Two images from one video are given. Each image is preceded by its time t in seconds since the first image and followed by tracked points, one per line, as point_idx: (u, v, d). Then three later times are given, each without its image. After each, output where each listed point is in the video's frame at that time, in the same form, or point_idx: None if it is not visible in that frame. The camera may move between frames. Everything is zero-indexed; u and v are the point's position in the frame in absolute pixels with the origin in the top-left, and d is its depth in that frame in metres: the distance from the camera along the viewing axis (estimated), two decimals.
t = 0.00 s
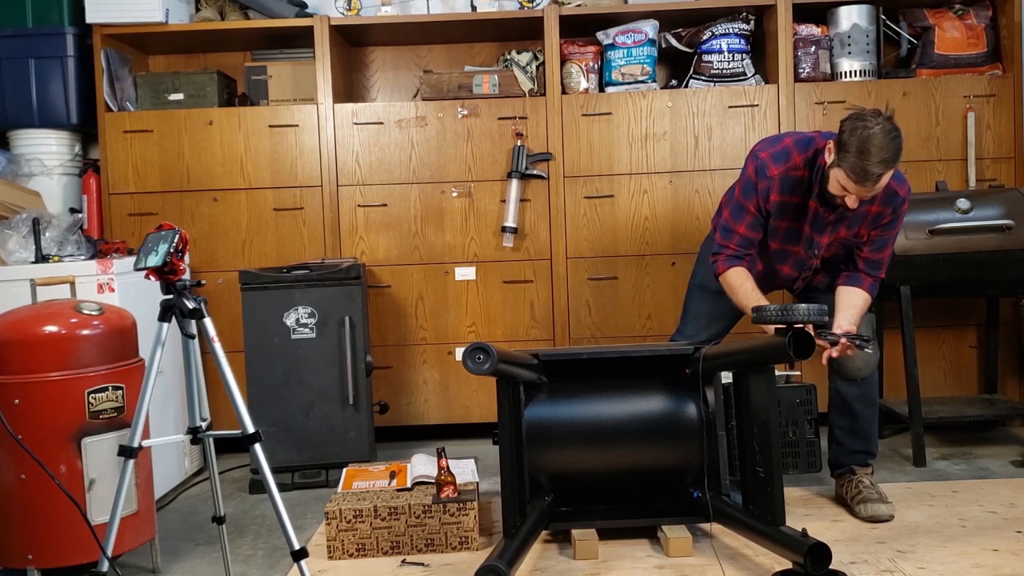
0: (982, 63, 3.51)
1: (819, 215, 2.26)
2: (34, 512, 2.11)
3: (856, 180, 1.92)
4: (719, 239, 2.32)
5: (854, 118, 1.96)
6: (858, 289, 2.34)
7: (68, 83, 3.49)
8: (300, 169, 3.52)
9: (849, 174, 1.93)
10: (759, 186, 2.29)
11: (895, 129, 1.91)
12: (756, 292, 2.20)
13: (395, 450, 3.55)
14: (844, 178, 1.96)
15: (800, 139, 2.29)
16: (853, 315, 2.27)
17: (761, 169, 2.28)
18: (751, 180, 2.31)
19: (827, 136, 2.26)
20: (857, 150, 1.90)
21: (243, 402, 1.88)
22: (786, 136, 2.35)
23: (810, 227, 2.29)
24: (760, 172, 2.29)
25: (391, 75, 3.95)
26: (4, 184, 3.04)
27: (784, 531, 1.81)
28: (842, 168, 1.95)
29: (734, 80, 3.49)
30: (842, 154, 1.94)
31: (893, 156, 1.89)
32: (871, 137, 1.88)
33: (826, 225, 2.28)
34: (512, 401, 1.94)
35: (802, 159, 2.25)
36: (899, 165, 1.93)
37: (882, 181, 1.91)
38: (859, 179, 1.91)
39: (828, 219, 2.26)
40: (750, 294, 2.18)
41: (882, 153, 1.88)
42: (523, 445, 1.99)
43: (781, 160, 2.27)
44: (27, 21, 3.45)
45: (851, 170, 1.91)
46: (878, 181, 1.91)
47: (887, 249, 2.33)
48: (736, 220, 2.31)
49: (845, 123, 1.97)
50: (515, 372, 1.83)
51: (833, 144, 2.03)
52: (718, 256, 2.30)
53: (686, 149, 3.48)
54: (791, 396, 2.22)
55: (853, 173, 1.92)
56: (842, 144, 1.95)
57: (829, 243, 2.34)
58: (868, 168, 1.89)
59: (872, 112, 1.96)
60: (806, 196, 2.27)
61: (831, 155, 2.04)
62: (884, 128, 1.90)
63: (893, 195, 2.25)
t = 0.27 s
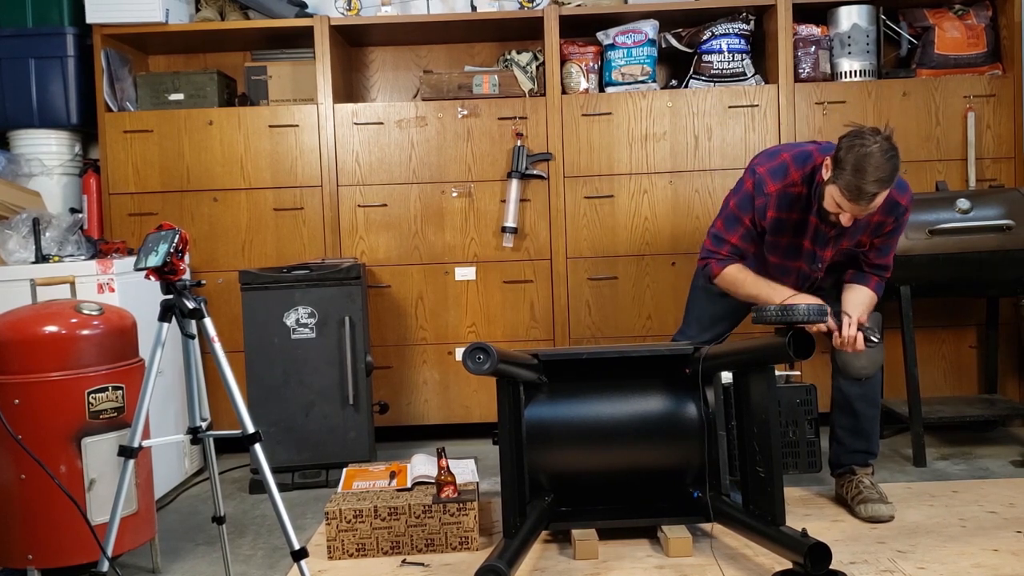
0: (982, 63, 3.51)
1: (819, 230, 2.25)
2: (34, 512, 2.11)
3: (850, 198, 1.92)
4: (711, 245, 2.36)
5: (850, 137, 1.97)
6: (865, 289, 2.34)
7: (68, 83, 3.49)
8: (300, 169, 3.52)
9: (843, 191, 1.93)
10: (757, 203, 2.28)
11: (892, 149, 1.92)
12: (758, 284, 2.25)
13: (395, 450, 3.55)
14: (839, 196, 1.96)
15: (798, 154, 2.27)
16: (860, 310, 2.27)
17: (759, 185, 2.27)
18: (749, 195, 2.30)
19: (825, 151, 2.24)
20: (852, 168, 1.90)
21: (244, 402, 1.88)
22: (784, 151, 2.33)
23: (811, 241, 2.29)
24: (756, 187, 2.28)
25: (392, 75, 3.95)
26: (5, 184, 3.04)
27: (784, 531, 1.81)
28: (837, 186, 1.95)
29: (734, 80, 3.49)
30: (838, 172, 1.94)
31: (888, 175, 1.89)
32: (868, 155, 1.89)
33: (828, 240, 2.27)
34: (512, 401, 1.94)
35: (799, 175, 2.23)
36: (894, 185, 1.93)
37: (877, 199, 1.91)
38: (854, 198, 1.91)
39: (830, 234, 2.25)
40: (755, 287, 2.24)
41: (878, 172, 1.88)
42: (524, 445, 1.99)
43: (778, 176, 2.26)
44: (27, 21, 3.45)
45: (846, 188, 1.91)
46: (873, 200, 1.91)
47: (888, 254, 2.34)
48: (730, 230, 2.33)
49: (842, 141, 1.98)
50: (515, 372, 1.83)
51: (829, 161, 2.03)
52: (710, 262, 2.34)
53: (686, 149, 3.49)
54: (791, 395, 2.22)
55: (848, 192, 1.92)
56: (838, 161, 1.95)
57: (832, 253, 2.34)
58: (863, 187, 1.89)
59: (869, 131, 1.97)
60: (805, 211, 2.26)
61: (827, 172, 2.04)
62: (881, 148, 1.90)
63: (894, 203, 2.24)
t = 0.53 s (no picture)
0: (982, 63, 3.51)
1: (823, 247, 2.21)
2: (34, 512, 2.11)
3: (849, 222, 1.90)
4: (714, 258, 2.38)
5: (848, 158, 1.94)
6: (870, 288, 2.34)
7: (68, 83, 3.49)
8: (300, 169, 3.52)
9: (842, 214, 1.91)
10: (757, 224, 2.24)
11: (890, 170, 1.90)
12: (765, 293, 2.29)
13: (395, 450, 3.55)
14: (837, 218, 1.94)
15: (796, 170, 2.21)
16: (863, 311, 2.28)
17: (757, 206, 2.23)
18: (748, 214, 2.26)
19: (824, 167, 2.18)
20: (851, 192, 1.88)
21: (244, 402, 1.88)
22: (783, 165, 2.27)
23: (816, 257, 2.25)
24: (755, 209, 2.24)
25: (392, 75, 3.95)
26: (4, 184, 3.04)
27: (784, 531, 1.81)
28: (836, 209, 1.92)
29: (734, 80, 3.49)
30: (836, 194, 1.92)
31: (888, 197, 1.87)
32: (866, 179, 1.87)
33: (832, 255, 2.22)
34: (512, 401, 1.94)
35: (798, 195, 2.18)
36: (892, 207, 1.91)
37: (876, 221, 1.89)
38: (854, 222, 1.89)
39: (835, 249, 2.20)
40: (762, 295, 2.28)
41: (877, 196, 1.86)
42: (524, 445, 1.99)
43: (776, 197, 2.20)
44: (27, 21, 3.45)
45: (845, 212, 1.89)
46: (871, 223, 1.90)
47: (892, 258, 2.33)
48: (731, 248, 2.32)
49: (840, 163, 1.95)
50: (515, 372, 1.83)
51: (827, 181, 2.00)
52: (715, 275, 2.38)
53: (686, 149, 3.49)
54: (791, 395, 2.22)
55: (846, 215, 1.90)
56: (836, 184, 1.92)
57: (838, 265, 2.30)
58: (863, 212, 1.87)
59: (867, 152, 1.95)
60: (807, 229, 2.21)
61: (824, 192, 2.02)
62: (880, 170, 1.88)
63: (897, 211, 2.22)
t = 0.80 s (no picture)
0: (982, 63, 3.51)
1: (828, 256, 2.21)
2: (34, 511, 2.11)
3: (856, 240, 1.91)
4: (713, 265, 2.33)
5: (855, 175, 1.94)
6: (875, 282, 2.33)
7: (68, 83, 3.49)
8: (300, 169, 3.52)
9: (848, 232, 1.92)
10: (761, 235, 2.23)
11: (896, 187, 1.91)
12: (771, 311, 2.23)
13: (395, 450, 3.55)
14: (843, 234, 1.94)
15: (800, 180, 2.21)
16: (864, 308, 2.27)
17: (762, 216, 2.22)
18: (752, 224, 2.25)
19: (829, 177, 2.18)
20: (857, 210, 1.88)
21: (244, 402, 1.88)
22: (787, 175, 2.27)
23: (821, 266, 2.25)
24: (759, 219, 2.23)
25: (391, 75, 3.95)
26: (4, 184, 3.04)
27: (784, 531, 1.81)
28: (842, 226, 1.92)
29: (734, 80, 3.50)
30: (842, 212, 1.92)
31: (895, 215, 1.88)
32: (872, 196, 1.87)
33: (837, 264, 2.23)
34: (512, 401, 1.94)
35: (803, 206, 2.18)
36: (899, 224, 1.92)
37: (883, 239, 1.89)
38: (861, 239, 1.90)
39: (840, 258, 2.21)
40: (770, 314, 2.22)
41: (883, 214, 1.87)
42: (524, 445, 1.99)
43: (781, 206, 2.20)
44: (27, 21, 3.45)
45: (851, 230, 1.90)
46: (878, 241, 1.90)
47: (898, 260, 2.33)
48: (731, 256, 2.29)
49: (845, 180, 1.96)
50: (515, 372, 1.83)
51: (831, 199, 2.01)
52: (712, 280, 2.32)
53: (686, 149, 3.48)
54: (791, 395, 2.22)
55: (853, 233, 1.90)
56: (843, 201, 1.93)
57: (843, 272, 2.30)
58: (870, 230, 1.88)
59: (872, 169, 1.95)
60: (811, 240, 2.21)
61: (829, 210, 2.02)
62: (886, 188, 1.89)
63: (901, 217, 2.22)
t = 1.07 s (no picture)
0: (982, 64, 3.51)
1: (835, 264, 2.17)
2: (34, 512, 2.11)
3: (867, 256, 1.90)
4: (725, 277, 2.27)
5: (865, 189, 1.92)
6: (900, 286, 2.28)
7: (68, 83, 3.49)
8: (300, 169, 3.52)
9: (858, 247, 1.91)
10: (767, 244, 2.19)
11: (907, 202, 1.89)
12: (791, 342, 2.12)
13: (395, 450, 3.55)
14: (853, 249, 1.94)
15: (804, 189, 2.19)
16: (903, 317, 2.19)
17: (769, 226, 2.19)
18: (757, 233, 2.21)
19: (833, 183, 2.16)
20: (867, 226, 1.87)
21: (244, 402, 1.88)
22: (790, 182, 2.24)
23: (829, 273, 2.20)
24: (766, 228, 2.20)
25: (391, 75, 3.95)
26: (4, 184, 3.04)
27: (784, 531, 1.81)
28: (853, 241, 1.91)
29: (734, 80, 3.50)
30: (852, 228, 1.91)
31: (906, 231, 1.87)
32: (883, 213, 1.86)
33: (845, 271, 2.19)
34: (512, 401, 1.94)
35: (808, 213, 2.16)
36: (910, 239, 1.91)
37: (893, 254, 1.89)
38: (872, 256, 1.89)
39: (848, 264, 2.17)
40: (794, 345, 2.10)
41: (893, 230, 1.86)
42: (524, 445, 1.99)
43: (788, 215, 2.18)
44: (27, 21, 3.45)
45: (862, 247, 1.89)
46: (888, 256, 1.90)
47: (914, 259, 2.29)
48: (742, 266, 2.24)
49: (855, 194, 1.94)
50: (515, 372, 1.83)
51: (840, 211, 2.00)
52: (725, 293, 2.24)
53: (686, 149, 3.48)
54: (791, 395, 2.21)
55: (864, 249, 1.90)
56: (852, 216, 1.91)
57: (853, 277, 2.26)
58: (881, 247, 1.87)
59: (882, 183, 1.93)
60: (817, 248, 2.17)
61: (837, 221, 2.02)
62: (896, 204, 1.87)
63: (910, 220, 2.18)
